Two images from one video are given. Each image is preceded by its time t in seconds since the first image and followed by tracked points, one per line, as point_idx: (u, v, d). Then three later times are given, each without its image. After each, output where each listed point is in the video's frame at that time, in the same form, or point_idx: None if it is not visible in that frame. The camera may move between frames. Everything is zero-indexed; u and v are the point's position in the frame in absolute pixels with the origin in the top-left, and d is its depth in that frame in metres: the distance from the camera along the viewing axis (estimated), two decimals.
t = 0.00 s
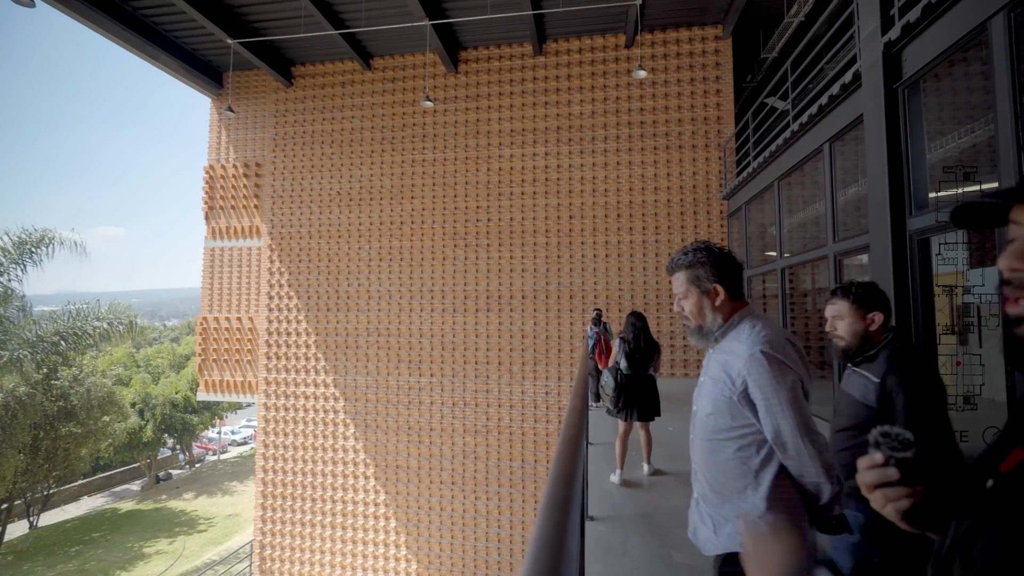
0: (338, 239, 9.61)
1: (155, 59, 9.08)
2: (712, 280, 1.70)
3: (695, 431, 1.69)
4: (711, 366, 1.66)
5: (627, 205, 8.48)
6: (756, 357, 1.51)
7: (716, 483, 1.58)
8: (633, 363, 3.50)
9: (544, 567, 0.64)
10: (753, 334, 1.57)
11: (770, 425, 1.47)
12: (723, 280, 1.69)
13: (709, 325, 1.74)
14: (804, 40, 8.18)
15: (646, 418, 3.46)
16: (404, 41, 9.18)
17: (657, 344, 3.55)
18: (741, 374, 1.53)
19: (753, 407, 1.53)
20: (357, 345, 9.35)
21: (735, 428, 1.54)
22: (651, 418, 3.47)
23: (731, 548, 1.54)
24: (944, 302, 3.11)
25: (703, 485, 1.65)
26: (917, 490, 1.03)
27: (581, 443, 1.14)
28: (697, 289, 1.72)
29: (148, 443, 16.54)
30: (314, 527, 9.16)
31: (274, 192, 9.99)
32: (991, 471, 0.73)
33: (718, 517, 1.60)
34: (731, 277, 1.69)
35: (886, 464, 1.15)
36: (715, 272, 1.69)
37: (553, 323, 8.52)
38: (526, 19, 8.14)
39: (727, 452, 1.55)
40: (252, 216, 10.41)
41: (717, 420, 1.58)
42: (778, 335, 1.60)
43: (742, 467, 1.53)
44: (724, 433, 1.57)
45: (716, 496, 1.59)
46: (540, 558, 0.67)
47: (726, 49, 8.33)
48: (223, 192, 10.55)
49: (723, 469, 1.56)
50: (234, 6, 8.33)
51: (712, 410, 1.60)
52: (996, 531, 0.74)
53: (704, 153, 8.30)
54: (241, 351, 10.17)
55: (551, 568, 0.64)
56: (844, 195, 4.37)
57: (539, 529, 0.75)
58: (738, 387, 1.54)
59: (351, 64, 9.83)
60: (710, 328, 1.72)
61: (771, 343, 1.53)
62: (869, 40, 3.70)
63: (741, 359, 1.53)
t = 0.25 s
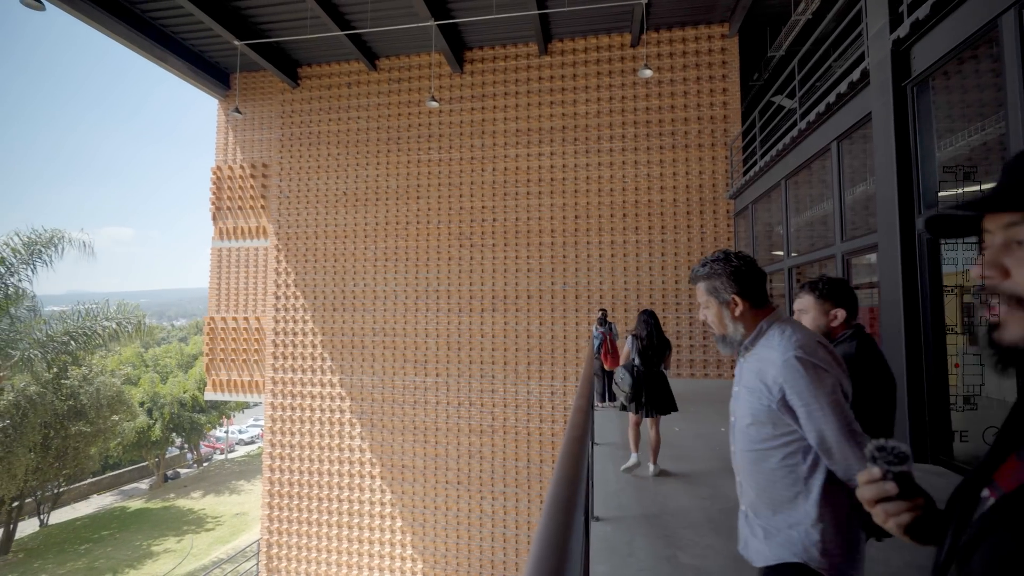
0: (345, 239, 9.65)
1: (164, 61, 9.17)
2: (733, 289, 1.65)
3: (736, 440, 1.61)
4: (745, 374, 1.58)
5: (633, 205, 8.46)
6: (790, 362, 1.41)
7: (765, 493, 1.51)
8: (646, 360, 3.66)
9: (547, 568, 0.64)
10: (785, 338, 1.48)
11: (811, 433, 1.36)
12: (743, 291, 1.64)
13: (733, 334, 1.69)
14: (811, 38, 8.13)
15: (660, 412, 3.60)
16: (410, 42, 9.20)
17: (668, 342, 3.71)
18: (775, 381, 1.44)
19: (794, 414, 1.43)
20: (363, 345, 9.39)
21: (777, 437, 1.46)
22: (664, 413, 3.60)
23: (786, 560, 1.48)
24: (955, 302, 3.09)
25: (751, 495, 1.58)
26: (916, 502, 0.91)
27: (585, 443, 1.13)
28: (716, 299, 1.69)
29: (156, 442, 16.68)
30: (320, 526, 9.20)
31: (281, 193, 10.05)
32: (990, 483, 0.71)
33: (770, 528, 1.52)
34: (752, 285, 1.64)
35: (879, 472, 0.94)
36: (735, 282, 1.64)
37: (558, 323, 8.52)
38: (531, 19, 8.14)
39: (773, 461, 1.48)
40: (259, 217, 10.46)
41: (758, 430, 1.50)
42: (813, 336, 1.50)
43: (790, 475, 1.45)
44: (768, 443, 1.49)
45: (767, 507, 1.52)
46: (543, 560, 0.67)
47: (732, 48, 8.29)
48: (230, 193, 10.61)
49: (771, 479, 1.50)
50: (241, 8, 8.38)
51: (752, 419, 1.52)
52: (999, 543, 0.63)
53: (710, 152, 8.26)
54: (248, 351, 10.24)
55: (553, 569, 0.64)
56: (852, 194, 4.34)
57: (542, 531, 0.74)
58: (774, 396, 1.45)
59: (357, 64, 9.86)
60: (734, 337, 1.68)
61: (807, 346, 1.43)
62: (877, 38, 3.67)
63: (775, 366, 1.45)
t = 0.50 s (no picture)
0: (349, 239, 9.68)
1: (168, 63, 9.22)
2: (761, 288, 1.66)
3: (765, 440, 1.61)
4: (777, 373, 1.57)
5: (636, 205, 8.46)
6: (826, 360, 1.40)
7: (795, 495, 1.51)
8: (650, 359, 3.67)
9: (544, 569, 0.65)
10: (820, 336, 1.48)
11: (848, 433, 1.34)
12: (772, 290, 1.65)
13: (764, 333, 1.70)
14: (815, 37, 8.11)
15: (666, 411, 3.58)
16: (414, 43, 9.23)
17: (672, 343, 3.78)
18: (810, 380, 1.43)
19: (829, 413, 1.42)
20: (367, 345, 9.41)
21: (809, 437, 1.46)
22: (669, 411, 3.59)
23: (814, 560, 1.47)
24: (957, 302, 3.07)
25: (778, 495, 1.58)
26: (907, 508, 0.82)
27: (585, 443, 1.13)
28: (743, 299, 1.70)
29: (161, 442, 16.75)
30: (324, 526, 9.23)
31: (285, 194, 10.09)
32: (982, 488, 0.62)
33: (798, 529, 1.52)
34: (780, 284, 1.64)
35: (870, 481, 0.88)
36: (762, 281, 1.64)
37: (562, 323, 8.52)
38: (535, 19, 8.16)
39: (804, 460, 1.48)
40: (264, 217, 10.51)
41: (790, 430, 1.50)
42: (848, 334, 1.49)
43: (823, 475, 1.45)
44: (798, 442, 1.49)
45: (793, 507, 1.52)
46: (542, 559, 0.67)
47: (736, 48, 8.28)
48: (235, 193, 10.65)
49: (801, 478, 1.49)
50: (246, 9, 8.42)
51: (783, 419, 1.52)
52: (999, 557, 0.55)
53: (714, 152, 8.24)
54: (253, 351, 10.28)
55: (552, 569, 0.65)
56: (856, 194, 4.32)
57: (541, 531, 0.75)
58: (808, 394, 1.45)
59: (361, 65, 9.89)
60: (765, 336, 1.68)
61: (842, 345, 1.43)
62: (882, 37, 3.65)
63: (810, 364, 1.44)
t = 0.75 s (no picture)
0: (349, 239, 9.68)
1: (168, 63, 9.24)
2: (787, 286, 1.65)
3: (784, 444, 1.59)
4: (799, 376, 1.54)
5: (637, 205, 8.46)
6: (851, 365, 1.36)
7: (813, 503, 1.51)
8: (644, 360, 3.70)
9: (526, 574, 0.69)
10: (846, 338, 1.43)
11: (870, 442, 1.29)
12: (799, 288, 1.63)
13: (789, 332, 1.67)
14: (816, 37, 8.10)
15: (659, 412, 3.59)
16: (414, 43, 9.23)
17: (667, 344, 3.76)
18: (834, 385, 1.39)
19: (853, 419, 1.39)
20: (367, 345, 9.41)
21: (831, 443, 1.44)
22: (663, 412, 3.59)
23: (834, 572, 1.47)
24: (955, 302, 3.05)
25: (794, 501, 1.58)
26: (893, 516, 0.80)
27: (577, 448, 1.16)
28: (769, 296, 1.68)
29: (161, 442, 16.75)
30: (324, 526, 9.22)
31: (286, 194, 10.09)
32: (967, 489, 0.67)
33: (816, 538, 1.52)
34: (807, 281, 1.63)
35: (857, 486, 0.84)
36: (790, 278, 1.63)
37: (562, 323, 8.52)
38: (536, 19, 8.16)
39: (824, 467, 1.46)
40: (264, 217, 10.50)
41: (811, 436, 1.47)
42: (877, 337, 1.44)
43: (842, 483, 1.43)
44: (819, 448, 1.47)
45: (810, 514, 1.52)
46: (532, 560, 0.73)
47: (737, 47, 8.27)
48: (235, 194, 10.65)
49: (821, 486, 1.48)
50: (245, 9, 8.41)
51: (803, 424, 1.50)
52: (990, 558, 0.59)
53: (715, 152, 8.24)
54: (253, 351, 10.28)
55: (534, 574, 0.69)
56: (857, 195, 4.31)
57: (526, 537, 0.79)
58: (832, 399, 1.41)
59: (362, 65, 9.89)
60: (790, 336, 1.66)
61: (870, 349, 1.38)
62: (881, 37, 3.65)
63: (834, 369, 1.40)
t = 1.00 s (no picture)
0: (348, 240, 9.67)
1: (168, 63, 9.23)
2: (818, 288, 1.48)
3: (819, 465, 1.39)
4: (834, 389, 1.37)
5: (636, 205, 8.46)
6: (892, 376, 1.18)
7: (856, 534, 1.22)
8: (642, 351, 4.31)
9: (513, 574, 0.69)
10: (884, 345, 1.26)
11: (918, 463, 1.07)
12: (830, 288, 1.46)
13: (819, 338, 1.48)
14: (815, 37, 8.10)
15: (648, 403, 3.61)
16: (413, 43, 9.23)
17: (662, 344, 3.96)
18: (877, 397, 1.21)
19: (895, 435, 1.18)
20: (366, 346, 9.41)
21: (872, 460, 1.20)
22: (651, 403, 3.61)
23: None
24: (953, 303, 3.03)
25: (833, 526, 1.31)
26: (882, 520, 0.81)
27: (569, 449, 1.17)
28: (798, 298, 1.51)
29: (160, 442, 16.75)
30: (323, 527, 9.22)
31: (285, 194, 10.09)
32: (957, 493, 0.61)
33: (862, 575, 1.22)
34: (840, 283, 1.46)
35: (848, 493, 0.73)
36: (819, 279, 1.47)
37: (561, 323, 8.52)
38: (535, 19, 8.16)
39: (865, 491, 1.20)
40: (263, 218, 10.50)
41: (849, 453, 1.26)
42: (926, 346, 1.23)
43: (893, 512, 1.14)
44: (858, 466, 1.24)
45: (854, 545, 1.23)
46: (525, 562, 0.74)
47: (736, 48, 8.27)
48: (234, 194, 10.64)
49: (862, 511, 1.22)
50: (244, 9, 8.41)
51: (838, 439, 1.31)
52: (983, 557, 0.52)
53: (714, 152, 8.24)
54: (252, 352, 10.28)
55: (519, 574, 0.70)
56: (855, 195, 4.31)
57: (513, 538, 0.80)
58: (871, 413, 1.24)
59: (361, 65, 9.89)
60: (821, 343, 1.47)
61: (913, 357, 1.20)
62: (880, 38, 3.65)
63: (872, 378, 1.23)
